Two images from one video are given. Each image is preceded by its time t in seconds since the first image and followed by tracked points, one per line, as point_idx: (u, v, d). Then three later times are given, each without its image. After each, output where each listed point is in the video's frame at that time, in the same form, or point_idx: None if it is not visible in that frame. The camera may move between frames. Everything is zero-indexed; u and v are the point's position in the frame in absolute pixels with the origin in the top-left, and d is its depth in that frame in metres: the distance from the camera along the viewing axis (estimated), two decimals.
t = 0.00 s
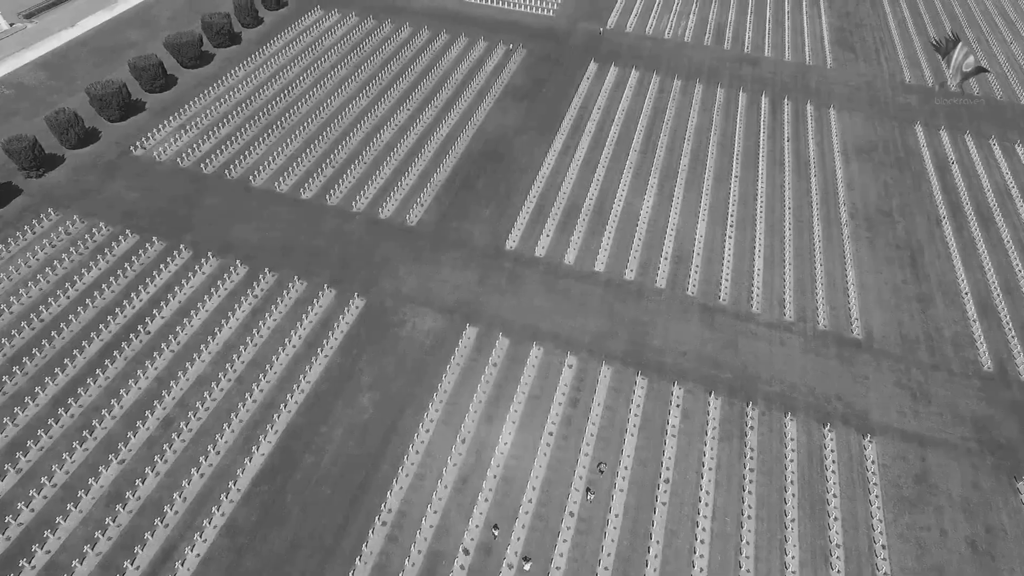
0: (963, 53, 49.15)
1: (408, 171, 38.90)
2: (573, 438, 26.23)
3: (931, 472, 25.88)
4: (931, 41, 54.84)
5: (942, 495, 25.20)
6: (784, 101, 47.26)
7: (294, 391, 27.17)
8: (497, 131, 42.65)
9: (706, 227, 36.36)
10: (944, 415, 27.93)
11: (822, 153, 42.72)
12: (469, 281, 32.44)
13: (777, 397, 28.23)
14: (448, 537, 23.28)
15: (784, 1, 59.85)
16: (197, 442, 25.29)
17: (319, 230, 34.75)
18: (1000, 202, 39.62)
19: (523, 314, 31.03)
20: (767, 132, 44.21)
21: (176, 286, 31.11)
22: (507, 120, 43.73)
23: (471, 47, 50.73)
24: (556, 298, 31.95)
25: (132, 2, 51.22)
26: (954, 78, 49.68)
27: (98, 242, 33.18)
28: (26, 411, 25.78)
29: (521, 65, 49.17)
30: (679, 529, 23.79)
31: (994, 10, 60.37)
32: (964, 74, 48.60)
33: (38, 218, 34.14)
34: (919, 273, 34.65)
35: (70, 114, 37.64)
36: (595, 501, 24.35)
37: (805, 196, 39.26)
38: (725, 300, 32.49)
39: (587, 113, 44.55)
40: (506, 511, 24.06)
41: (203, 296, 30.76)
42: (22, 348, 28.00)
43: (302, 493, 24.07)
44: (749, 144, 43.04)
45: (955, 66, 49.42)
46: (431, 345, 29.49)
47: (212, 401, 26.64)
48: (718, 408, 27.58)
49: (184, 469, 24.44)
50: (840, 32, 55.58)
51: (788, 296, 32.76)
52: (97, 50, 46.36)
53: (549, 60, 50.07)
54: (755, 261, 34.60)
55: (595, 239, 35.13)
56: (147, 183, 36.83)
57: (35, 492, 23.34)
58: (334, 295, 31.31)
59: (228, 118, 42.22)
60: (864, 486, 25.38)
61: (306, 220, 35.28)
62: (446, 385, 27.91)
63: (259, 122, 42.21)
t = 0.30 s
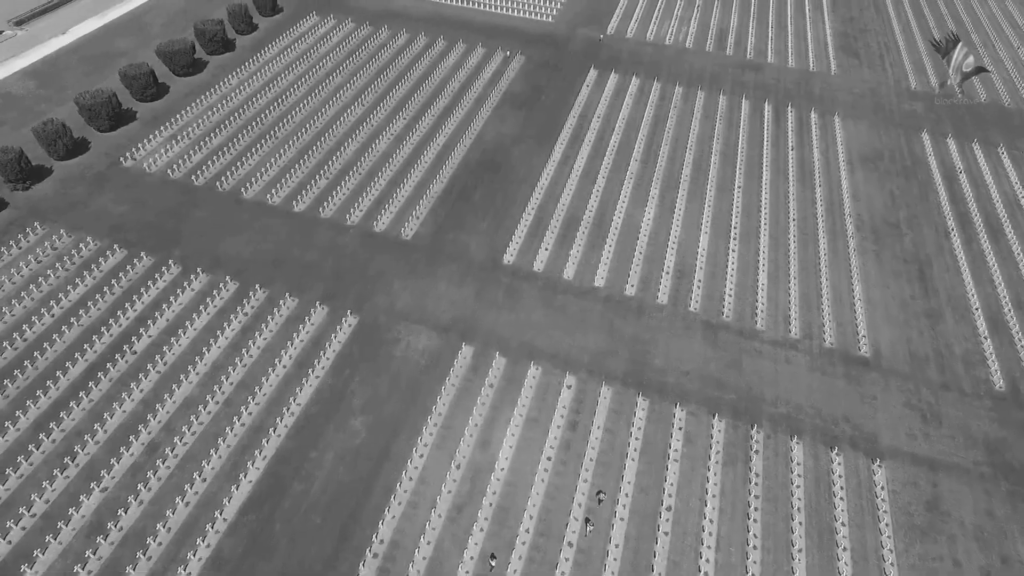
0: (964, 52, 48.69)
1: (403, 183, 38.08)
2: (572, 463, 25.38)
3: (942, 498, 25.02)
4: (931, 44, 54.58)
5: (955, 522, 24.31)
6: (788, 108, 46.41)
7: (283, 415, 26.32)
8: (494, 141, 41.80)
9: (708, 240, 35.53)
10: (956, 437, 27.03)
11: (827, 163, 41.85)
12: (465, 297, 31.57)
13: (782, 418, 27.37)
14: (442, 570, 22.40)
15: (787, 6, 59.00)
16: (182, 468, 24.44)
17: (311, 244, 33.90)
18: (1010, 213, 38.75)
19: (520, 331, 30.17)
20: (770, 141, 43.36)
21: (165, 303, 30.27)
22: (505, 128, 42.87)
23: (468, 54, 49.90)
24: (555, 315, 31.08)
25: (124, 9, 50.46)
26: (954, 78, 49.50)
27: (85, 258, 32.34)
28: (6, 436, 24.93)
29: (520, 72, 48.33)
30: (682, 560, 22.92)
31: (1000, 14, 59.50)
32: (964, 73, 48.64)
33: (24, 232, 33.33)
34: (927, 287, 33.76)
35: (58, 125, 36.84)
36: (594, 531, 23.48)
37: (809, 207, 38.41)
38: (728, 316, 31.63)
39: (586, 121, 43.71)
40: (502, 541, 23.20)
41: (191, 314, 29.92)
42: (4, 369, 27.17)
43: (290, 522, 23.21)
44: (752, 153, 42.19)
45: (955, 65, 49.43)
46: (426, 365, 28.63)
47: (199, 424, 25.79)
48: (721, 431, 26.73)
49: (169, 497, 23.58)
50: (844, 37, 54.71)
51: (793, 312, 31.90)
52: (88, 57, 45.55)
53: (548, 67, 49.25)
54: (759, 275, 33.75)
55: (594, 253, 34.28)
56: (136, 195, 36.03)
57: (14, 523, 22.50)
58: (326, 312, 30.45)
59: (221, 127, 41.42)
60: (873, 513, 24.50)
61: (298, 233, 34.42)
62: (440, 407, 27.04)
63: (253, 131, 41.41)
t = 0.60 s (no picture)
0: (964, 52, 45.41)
1: (399, 195, 37.17)
2: (571, 492, 24.45)
3: (957, 529, 24.07)
4: (931, 44, 54.22)
5: (970, 555, 23.34)
6: (792, 117, 45.48)
7: (273, 441, 25.40)
8: (493, 151, 40.87)
9: (712, 254, 34.59)
10: (970, 463, 26.05)
11: (833, 173, 40.90)
12: (461, 316, 30.64)
13: (789, 443, 26.41)
14: None
15: (791, 10, 58.04)
16: (167, 498, 23.52)
17: (304, 259, 32.97)
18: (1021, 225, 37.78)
19: (518, 352, 29.22)
20: (775, 150, 42.41)
21: (152, 323, 29.34)
22: (503, 138, 41.95)
23: (467, 61, 49.01)
24: (554, 334, 30.13)
25: (117, 16, 49.59)
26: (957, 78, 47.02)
27: (71, 275, 31.40)
28: None
29: (519, 80, 47.42)
30: None
31: (1007, 19, 58.56)
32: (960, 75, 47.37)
33: (9, 248, 32.41)
34: (938, 303, 32.80)
35: (45, 137, 35.82)
36: (595, 565, 22.55)
37: (815, 219, 37.45)
38: (733, 335, 30.68)
39: (587, 131, 42.79)
40: None
41: (180, 334, 28.99)
42: None
43: (278, 557, 22.29)
44: (756, 163, 41.24)
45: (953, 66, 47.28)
46: (421, 387, 27.70)
47: (185, 452, 24.86)
48: (727, 457, 25.78)
49: (152, 530, 22.65)
50: (849, 43, 53.75)
51: (800, 330, 30.93)
52: (78, 66, 44.67)
53: (547, 74, 48.32)
54: (764, 290, 32.78)
55: (595, 269, 33.35)
56: (125, 209, 35.14)
57: None
58: (318, 332, 29.53)
59: (213, 138, 40.57)
60: (886, 545, 23.54)
61: (291, 248, 33.53)
62: (435, 432, 26.09)
63: (246, 142, 40.56)
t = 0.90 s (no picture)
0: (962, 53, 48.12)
1: (395, 209, 36.20)
2: (572, 525, 23.47)
3: (975, 564, 23.03)
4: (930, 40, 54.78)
5: None
6: (798, 126, 44.50)
7: (261, 471, 24.45)
8: (492, 162, 39.88)
9: (717, 270, 33.60)
10: (987, 493, 25.00)
11: (840, 184, 39.92)
12: (458, 336, 29.66)
13: (799, 472, 25.41)
14: None
15: (796, 15, 57.06)
16: (150, 533, 22.58)
17: (296, 277, 32.00)
18: None
19: (517, 374, 28.23)
20: (781, 161, 41.41)
21: (138, 344, 28.38)
22: (503, 148, 40.96)
23: (465, 68, 48.06)
24: (554, 355, 29.13)
25: (109, 24, 48.70)
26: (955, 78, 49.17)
27: (56, 293, 30.44)
28: None
29: (519, 88, 46.45)
30: None
31: (1016, 24, 57.58)
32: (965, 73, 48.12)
33: None
34: (951, 321, 31.76)
35: (32, 149, 35.00)
36: None
37: (823, 233, 36.44)
38: (739, 356, 29.67)
39: (588, 141, 41.81)
40: None
41: (167, 356, 28.04)
42: None
43: None
44: (762, 174, 40.23)
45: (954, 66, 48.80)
46: (416, 412, 26.70)
47: (170, 482, 23.92)
48: (734, 487, 24.79)
49: (134, 566, 21.72)
50: (855, 49, 52.78)
51: (809, 351, 29.91)
52: (69, 74, 43.77)
53: (547, 81, 47.34)
54: (771, 308, 31.75)
55: (596, 286, 32.40)
56: (114, 224, 34.23)
57: None
58: (310, 354, 28.57)
59: (206, 149, 39.65)
60: None
61: (283, 265, 32.57)
62: (430, 461, 25.10)
63: (239, 153, 39.65)
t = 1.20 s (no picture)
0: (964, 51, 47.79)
1: (391, 224, 35.18)
2: (573, 563, 22.44)
3: None
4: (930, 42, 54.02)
5: None
6: (805, 136, 43.44)
7: (248, 504, 23.45)
8: (491, 174, 38.85)
9: (723, 289, 32.56)
10: (1007, 529, 23.92)
11: (849, 197, 38.85)
12: (455, 358, 28.61)
13: (809, 504, 24.36)
14: None
15: (801, 22, 55.99)
16: (131, 571, 21.62)
17: (288, 296, 31.00)
18: None
19: (516, 399, 27.19)
20: (787, 173, 40.32)
21: (124, 368, 27.40)
22: (502, 160, 39.92)
23: (465, 77, 47.05)
24: (554, 379, 28.07)
25: (101, 32, 47.82)
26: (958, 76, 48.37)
27: (40, 313, 29.44)
28: None
29: (520, 96, 45.43)
30: None
31: None
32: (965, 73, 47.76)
33: None
34: (965, 343, 30.66)
35: (18, 162, 34.03)
36: None
37: (832, 248, 35.37)
38: (747, 380, 28.63)
39: (590, 152, 40.77)
40: None
41: (153, 380, 27.05)
42: None
43: None
44: (769, 187, 39.16)
45: (955, 66, 48.54)
46: (410, 440, 25.65)
47: (153, 516, 22.94)
48: (741, 521, 23.76)
49: None
50: (863, 57, 51.72)
51: (819, 374, 28.84)
52: (59, 83, 42.81)
53: (548, 90, 46.31)
54: (779, 329, 30.71)
55: (598, 306, 31.38)
56: (101, 239, 33.23)
57: None
58: (301, 378, 27.55)
59: (197, 161, 38.69)
60: None
61: (275, 283, 31.57)
62: (425, 493, 24.07)
63: (231, 166, 38.68)
